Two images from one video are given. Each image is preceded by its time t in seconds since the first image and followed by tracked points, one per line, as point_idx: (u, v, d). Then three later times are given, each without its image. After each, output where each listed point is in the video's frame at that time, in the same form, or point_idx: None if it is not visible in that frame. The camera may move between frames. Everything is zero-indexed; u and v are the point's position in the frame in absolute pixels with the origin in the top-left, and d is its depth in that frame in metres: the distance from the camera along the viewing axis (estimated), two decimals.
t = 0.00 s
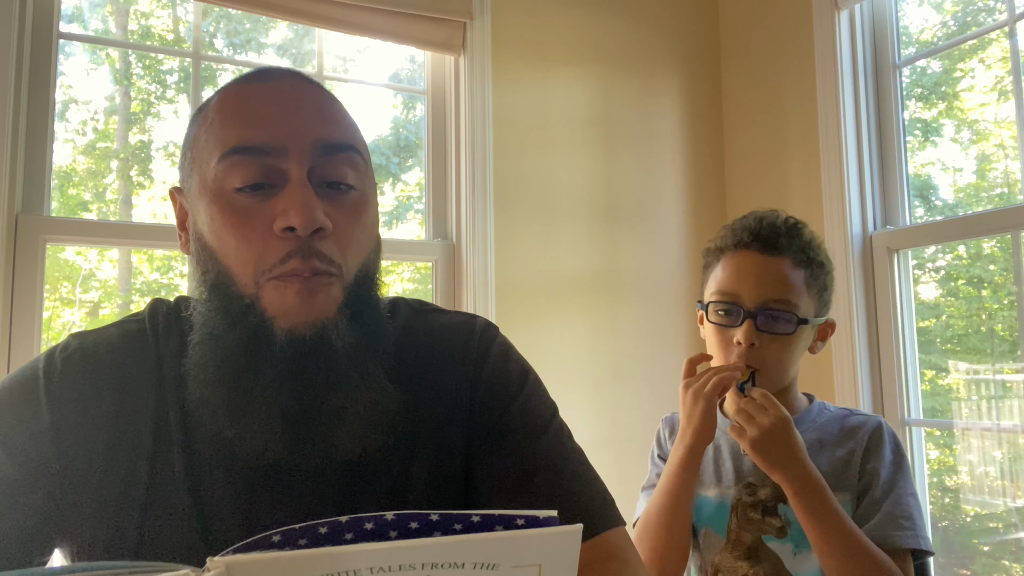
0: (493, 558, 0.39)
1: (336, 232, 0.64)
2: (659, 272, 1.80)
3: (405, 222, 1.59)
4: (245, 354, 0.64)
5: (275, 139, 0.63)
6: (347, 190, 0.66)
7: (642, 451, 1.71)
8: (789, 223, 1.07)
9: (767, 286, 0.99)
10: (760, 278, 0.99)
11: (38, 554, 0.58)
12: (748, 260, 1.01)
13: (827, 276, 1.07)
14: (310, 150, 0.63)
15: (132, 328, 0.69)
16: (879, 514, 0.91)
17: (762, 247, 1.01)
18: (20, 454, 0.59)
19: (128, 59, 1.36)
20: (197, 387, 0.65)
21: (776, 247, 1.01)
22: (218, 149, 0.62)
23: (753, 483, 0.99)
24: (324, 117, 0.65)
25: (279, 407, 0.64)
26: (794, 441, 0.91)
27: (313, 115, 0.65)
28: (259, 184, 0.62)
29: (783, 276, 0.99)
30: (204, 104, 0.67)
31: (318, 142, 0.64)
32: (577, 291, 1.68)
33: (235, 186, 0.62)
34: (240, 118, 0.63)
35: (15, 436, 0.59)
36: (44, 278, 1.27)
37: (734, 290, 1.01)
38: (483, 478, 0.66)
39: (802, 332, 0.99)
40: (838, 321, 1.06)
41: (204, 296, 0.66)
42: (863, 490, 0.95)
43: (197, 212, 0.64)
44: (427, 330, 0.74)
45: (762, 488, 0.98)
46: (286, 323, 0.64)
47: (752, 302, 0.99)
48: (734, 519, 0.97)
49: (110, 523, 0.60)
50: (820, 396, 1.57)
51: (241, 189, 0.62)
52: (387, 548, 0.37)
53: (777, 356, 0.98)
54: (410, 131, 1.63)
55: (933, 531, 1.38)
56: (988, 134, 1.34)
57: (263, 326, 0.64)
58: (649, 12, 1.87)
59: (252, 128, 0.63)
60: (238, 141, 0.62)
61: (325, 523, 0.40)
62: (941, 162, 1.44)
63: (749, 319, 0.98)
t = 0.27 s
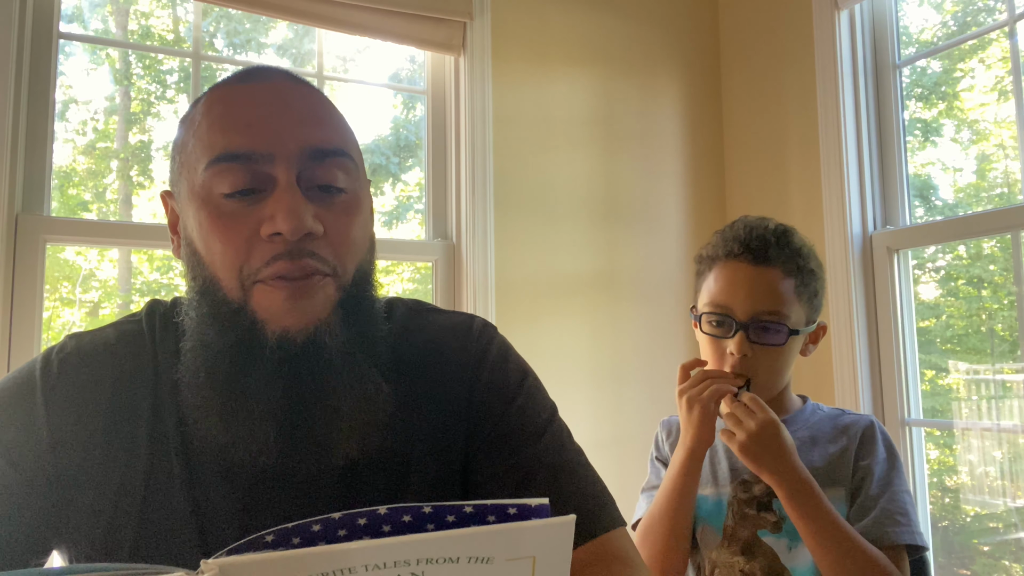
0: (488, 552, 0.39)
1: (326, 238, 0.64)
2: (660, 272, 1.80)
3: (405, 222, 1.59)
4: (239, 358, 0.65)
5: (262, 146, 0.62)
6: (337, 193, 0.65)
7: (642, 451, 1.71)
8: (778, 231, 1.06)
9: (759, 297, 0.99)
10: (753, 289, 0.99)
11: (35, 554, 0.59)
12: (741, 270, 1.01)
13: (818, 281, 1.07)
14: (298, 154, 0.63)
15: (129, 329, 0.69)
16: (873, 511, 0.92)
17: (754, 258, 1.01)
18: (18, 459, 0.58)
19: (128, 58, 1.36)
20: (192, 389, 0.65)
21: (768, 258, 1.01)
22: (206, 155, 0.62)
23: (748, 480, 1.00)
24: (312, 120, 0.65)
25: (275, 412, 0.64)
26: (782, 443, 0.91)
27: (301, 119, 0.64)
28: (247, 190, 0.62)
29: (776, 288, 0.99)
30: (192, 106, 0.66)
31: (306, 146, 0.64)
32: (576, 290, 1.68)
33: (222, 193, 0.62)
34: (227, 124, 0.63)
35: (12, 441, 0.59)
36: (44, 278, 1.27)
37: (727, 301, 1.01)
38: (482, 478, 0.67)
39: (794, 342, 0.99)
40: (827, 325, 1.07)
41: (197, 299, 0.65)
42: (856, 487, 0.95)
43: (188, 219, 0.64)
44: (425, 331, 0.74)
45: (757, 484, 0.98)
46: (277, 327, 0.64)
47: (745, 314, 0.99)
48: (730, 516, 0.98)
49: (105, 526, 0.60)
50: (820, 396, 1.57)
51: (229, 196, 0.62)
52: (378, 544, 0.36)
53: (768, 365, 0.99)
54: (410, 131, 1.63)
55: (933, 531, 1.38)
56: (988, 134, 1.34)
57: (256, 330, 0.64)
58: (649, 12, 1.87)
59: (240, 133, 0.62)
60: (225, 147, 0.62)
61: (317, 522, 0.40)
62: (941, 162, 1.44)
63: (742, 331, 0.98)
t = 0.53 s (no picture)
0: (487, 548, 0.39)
1: (330, 238, 0.64)
2: (660, 272, 1.80)
3: (405, 222, 1.59)
4: (242, 361, 0.64)
5: (268, 147, 0.63)
6: (342, 195, 0.65)
7: (642, 451, 1.71)
8: (779, 231, 1.06)
9: (760, 296, 0.99)
10: (753, 287, 0.99)
11: (38, 556, 0.58)
12: (742, 269, 1.01)
13: (818, 281, 1.07)
14: (303, 156, 0.63)
15: (133, 333, 0.69)
16: (872, 512, 0.92)
17: (754, 256, 1.01)
18: (21, 457, 0.59)
19: (128, 59, 1.36)
20: (197, 392, 0.65)
21: (768, 257, 1.01)
22: (213, 157, 0.63)
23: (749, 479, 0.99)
24: (316, 123, 0.65)
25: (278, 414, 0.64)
26: (774, 448, 0.91)
27: (307, 121, 0.65)
28: (253, 191, 0.62)
29: (776, 286, 0.99)
30: (200, 109, 0.67)
31: (311, 148, 0.64)
32: (576, 291, 1.68)
33: (229, 193, 0.62)
34: (234, 125, 0.63)
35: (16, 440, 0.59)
36: (44, 278, 1.27)
37: (728, 300, 1.01)
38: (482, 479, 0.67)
39: (795, 340, 0.99)
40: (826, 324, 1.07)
41: (202, 301, 0.65)
42: (856, 487, 0.95)
43: (194, 220, 0.64)
44: (427, 333, 0.74)
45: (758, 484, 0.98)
46: (279, 327, 0.63)
47: (745, 312, 0.99)
48: (731, 516, 0.98)
49: (112, 528, 0.60)
50: (820, 396, 1.57)
51: (236, 196, 0.62)
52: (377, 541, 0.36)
53: (771, 364, 0.99)
54: (410, 131, 1.63)
55: (933, 531, 1.38)
56: (988, 134, 1.34)
57: (257, 332, 0.63)
58: (649, 12, 1.87)
59: (246, 135, 0.63)
60: (232, 150, 0.62)
61: (316, 520, 0.40)
62: (941, 162, 1.44)
63: (743, 329, 0.98)
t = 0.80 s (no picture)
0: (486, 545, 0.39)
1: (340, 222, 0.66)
2: (660, 272, 1.80)
3: (405, 222, 1.59)
4: (251, 349, 0.67)
5: (277, 136, 0.64)
6: (348, 183, 0.67)
7: (642, 450, 1.71)
8: (780, 235, 1.06)
9: (760, 303, 0.99)
10: (754, 295, 0.99)
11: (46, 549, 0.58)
12: (742, 276, 1.01)
13: (820, 283, 1.07)
14: (311, 145, 0.65)
15: (139, 330, 0.69)
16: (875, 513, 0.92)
17: (755, 263, 1.01)
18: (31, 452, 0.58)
19: (128, 59, 1.36)
20: (205, 388, 0.66)
21: (768, 263, 1.01)
22: (225, 148, 0.65)
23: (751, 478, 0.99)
24: (323, 115, 0.67)
25: (285, 399, 0.66)
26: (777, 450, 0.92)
27: (313, 112, 0.67)
28: (264, 179, 0.64)
29: (777, 292, 0.99)
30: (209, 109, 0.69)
31: (318, 138, 0.66)
32: (576, 291, 1.68)
33: (241, 180, 0.64)
34: (244, 117, 0.65)
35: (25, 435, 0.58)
36: (44, 278, 1.27)
37: (728, 307, 1.01)
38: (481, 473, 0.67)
39: (796, 346, 0.99)
40: (829, 326, 1.07)
41: (218, 297, 0.68)
42: (858, 488, 0.95)
43: (206, 210, 0.67)
44: (431, 331, 0.74)
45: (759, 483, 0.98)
46: (292, 312, 0.66)
47: (746, 319, 0.99)
48: (734, 515, 0.98)
49: (119, 526, 0.60)
50: (820, 396, 1.57)
51: (248, 183, 0.64)
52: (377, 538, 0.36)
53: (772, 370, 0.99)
54: (410, 131, 1.63)
55: (933, 531, 1.38)
56: (988, 134, 1.34)
57: (268, 312, 0.66)
58: (649, 12, 1.87)
59: (256, 126, 0.65)
60: (243, 139, 0.64)
61: (316, 518, 0.40)
62: (941, 162, 1.44)
63: (744, 336, 0.98)
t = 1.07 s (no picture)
0: (491, 541, 0.39)
1: (332, 217, 0.67)
2: (660, 271, 1.80)
3: (406, 222, 1.59)
4: (246, 347, 0.67)
5: (268, 136, 0.65)
6: (337, 182, 0.68)
7: (642, 451, 1.71)
8: (776, 234, 1.06)
9: (757, 301, 0.99)
10: (750, 292, 0.99)
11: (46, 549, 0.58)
12: (738, 274, 1.01)
13: (818, 281, 1.07)
14: (302, 144, 0.66)
15: (135, 330, 0.69)
16: (872, 517, 0.92)
17: (750, 261, 1.01)
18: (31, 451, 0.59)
19: (128, 59, 1.36)
20: (201, 386, 0.65)
21: (764, 261, 1.01)
22: (216, 148, 0.65)
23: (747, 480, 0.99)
24: (313, 115, 0.68)
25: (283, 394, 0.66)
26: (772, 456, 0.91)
27: (304, 112, 0.67)
28: (256, 177, 0.65)
29: (773, 290, 0.99)
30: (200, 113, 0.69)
31: (309, 138, 0.67)
32: (576, 291, 1.68)
33: (233, 180, 0.64)
34: (234, 119, 0.66)
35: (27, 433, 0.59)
36: (44, 278, 1.27)
37: (725, 306, 1.01)
38: (472, 469, 0.66)
39: (793, 343, 0.99)
40: (827, 324, 1.07)
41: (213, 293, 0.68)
42: (855, 491, 0.95)
43: (198, 209, 0.67)
44: (423, 330, 0.73)
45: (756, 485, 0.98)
46: (285, 298, 0.66)
47: (743, 318, 0.99)
48: (731, 517, 0.97)
49: (116, 527, 0.60)
50: (820, 396, 1.57)
51: (240, 181, 0.64)
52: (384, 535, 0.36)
53: (770, 368, 0.99)
54: (410, 131, 1.63)
55: (933, 531, 1.38)
56: (988, 134, 1.34)
57: (261, 308, 0.66)
58: (649, 12, 1.87)
59: (247, 126, 0.65)
60: (235, 139, 0.65)
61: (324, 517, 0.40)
62: (941, 162, 1.44)
63: (740, 334, 0.98)
